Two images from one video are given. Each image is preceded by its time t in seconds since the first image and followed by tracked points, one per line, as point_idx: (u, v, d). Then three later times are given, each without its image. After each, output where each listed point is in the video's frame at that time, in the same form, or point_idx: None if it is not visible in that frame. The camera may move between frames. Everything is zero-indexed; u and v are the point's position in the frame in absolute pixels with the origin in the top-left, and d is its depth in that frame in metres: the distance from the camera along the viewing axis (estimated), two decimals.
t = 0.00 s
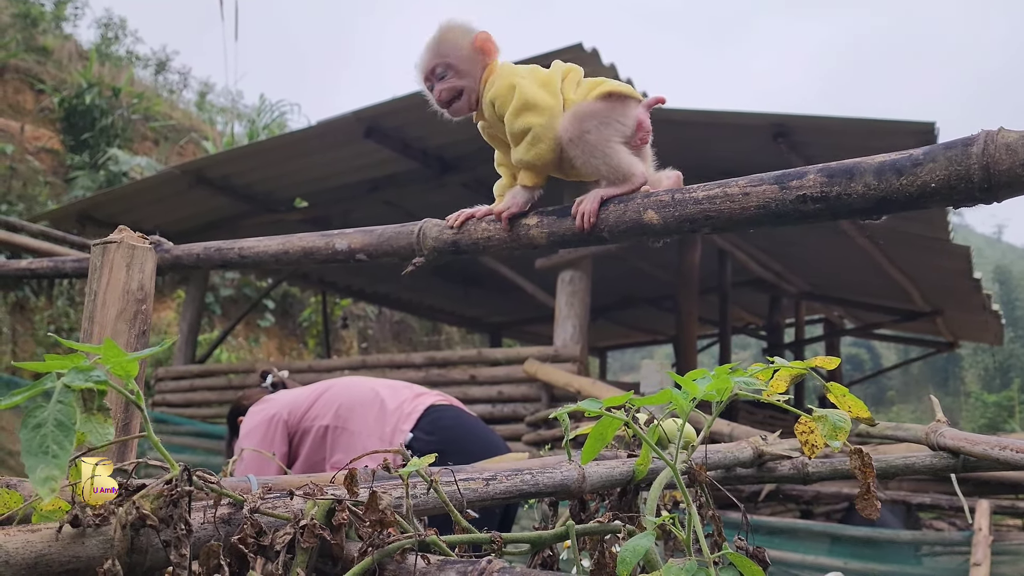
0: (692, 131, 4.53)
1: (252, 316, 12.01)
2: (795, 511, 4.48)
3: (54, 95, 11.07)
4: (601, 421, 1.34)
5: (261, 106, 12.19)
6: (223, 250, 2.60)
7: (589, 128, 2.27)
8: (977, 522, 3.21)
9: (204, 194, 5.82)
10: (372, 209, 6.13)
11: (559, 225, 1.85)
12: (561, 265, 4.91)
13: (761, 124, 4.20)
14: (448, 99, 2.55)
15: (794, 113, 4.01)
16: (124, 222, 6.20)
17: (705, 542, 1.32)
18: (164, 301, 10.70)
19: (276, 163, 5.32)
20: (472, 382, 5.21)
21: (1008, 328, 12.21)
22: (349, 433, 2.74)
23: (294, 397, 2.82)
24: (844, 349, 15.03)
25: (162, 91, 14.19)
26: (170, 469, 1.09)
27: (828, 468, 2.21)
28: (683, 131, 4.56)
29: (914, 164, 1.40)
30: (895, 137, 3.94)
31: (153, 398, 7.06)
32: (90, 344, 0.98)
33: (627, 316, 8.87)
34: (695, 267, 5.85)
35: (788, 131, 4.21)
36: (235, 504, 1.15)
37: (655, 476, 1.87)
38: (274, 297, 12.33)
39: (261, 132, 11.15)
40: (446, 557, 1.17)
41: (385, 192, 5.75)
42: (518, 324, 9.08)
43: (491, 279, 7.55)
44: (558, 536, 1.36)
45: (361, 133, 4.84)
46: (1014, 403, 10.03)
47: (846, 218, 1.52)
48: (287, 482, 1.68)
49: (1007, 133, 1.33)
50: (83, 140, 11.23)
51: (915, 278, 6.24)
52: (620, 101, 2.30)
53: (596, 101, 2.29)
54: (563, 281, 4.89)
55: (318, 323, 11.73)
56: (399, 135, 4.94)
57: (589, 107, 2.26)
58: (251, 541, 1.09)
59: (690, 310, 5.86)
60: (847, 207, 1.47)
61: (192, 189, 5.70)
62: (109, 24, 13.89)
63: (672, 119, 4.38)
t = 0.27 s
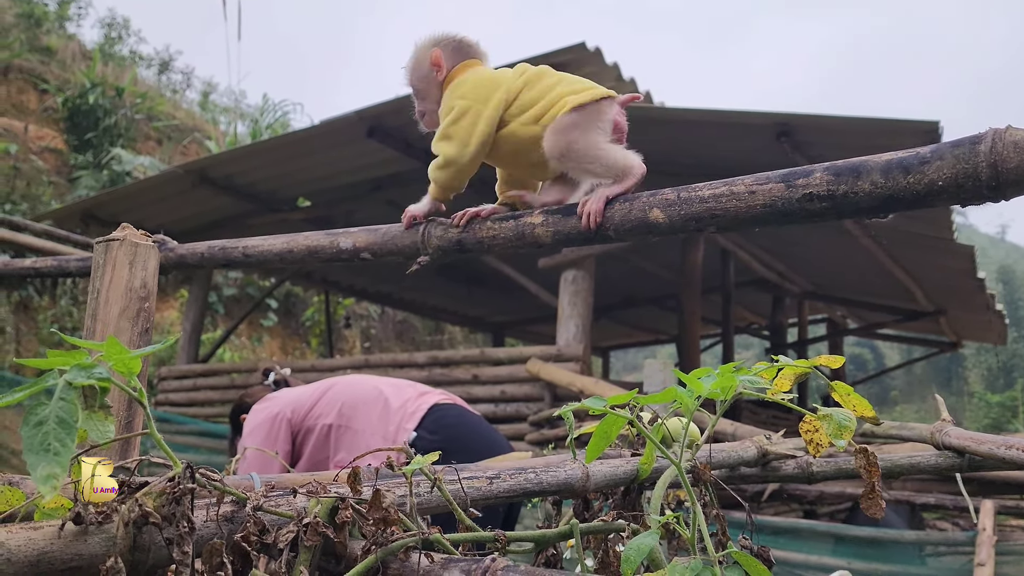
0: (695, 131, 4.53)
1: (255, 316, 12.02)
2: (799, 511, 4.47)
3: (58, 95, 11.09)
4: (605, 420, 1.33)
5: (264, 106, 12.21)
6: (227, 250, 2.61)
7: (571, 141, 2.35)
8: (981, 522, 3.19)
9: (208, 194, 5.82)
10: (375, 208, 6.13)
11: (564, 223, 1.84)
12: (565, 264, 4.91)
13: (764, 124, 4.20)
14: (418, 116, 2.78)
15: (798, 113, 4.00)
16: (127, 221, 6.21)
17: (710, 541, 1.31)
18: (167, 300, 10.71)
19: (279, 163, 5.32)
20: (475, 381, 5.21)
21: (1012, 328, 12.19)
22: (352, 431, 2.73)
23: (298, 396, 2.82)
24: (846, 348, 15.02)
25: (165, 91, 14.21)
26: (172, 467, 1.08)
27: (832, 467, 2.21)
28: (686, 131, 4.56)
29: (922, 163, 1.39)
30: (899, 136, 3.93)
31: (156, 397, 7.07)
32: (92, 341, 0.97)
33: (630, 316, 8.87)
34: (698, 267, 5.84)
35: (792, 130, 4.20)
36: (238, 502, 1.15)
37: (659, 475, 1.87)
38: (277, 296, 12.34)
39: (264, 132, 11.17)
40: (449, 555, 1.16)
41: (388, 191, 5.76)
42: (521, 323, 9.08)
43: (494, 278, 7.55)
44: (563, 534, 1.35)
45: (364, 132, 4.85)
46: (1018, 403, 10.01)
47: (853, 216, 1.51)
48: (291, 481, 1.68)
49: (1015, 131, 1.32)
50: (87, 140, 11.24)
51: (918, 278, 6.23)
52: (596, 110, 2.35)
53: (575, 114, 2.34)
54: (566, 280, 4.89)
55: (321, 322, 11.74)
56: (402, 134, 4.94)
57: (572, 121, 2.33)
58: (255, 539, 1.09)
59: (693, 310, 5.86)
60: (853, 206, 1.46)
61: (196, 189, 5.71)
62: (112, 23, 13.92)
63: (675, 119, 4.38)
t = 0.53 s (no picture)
0: (698, 131, 4.53)
1: (260, 316, 12.04)
2: (803, 512, 4.47)
3: (64, 96, 11.11)
4: (612, 421, 1.34)
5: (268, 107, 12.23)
6: (232, 250, 2.61)
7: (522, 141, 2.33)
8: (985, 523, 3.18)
9: (213, 195, 5.84)
10: (379, 208, 6.15)
11: (569, 225, 1.84)
12: (569, 265, 4.92)
13: (767, 124, 4.19)
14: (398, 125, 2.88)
15: (801, 113, 4.00)
16: (132, 222, 6.23)
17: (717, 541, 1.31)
18: (172, 301, 10.74)
19: (284, 164, 5.33)
20: (479, 382, 5.22)
21: (1016, 329, 12.15)
22: (358, 431, 2.74)
23: (304, 396, 2.83)
24: (850, 349, 15.01)
25: (170, 92, 14.25)
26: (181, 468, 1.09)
27: (836, 468, 2.21)
28: (690, 132, 4.56)
29: (927, 164, 1.40)
30: (903, 137, 3.93)
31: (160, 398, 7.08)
32: (100, 342, 0.98)
33: (634, 317, 8.86)
34: (702, 268, 5.84)
35: (795, 131, 4.20)
36: (246, 502, 1.15)
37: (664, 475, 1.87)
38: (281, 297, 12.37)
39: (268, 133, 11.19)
40: (457, 555, 1.16)
41: (392, 192, 5.77)
42: (525, 324, 9.09)
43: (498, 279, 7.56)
44: (569, 534, 1.36)
45: (369, 134, 4.86)
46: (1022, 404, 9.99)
47: (858, 218, 1.52)
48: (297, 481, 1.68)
49: (1021, 132, 1.32)
50: (92, 141, 11.24)
51: (922, 279, 6.22)
52: (544, 105, 2.33)
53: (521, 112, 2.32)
54: (570, 281, 4.89)
55: (326, 323, 11.76)
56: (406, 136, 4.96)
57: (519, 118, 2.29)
58: (263, 539, 1.10)
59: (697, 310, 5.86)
60: (859, 207, 1.46)
61: (201, 190, 5.72)
62: (117, 25, 13.97)
63: (678, 119, 4.38)
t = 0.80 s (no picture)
0: (702, 132, 4.53)
1: (265, 317, 12.06)
2: (808, 512, 4.46)
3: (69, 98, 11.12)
4: (619, 421, 1.34)
5: (273, 109, 12.26)
6: (239, 251, 2.62)
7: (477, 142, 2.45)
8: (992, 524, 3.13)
9: (218, 196, 5.85)
10: (384, 209, 6.16)
11: (575, 227, 1.83)
12: (574, 266, 4.92)
13: (772, 125, 4.20)
14: (384, 127, 2.93)
15: (806, 114, 4.00)
16: (138, 223, 6.24)
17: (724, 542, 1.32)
18: (178, 302, 10.76)
19: (289, 165, 5.34)
20: (484, 382, 5.23)
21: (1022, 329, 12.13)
22: (364, 432, 2.74)
23: (310, 396, 2.83)
24: (855, 349, 15.00)
25: (175, 94, 14.28)
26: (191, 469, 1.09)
27: (843, 469, 2.21)
28: (695, 133, 4.56)
29: (936, 167, 1.40)
30: (909, 138, 3.93)
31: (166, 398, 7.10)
32: (112, 342, 0.98)
33: (638, 317, 8.86)
34: (706, 268, 5.84)
35: (800, 131, 4.20)
36: (256, 503, 1.15)
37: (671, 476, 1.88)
38: (286, 298, 12.39)
39: (273, 134, 11.21)
40: (466, 555, 1.17)
41: (397, 193, 5.79)
42: (529, 324, 9.09)
43: (502, 280, 7.57)
44: (577, 535, 1.36)
45: (374, 135, 4.88)
46: None
47: (865, 220, 1.52)
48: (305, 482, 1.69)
49: None
50: (98, 143, 11.23)
51: (928, 279, 6.21)
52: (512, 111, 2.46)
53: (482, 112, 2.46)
54: (574, 281, 4.89)
55: (331, 324, 11.77)
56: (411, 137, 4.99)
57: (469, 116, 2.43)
58: (272, 539, 1.10)
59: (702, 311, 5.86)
60: (866, 210, 1.46)
61: (207, 191, 5.74)
62: (122, 27, 14.01)
63: (683, 120, 4.38)
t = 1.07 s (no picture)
0: (708, 131, 4.53)
1: (270, 317, 12.08)
2: (814, 512, 4.45)
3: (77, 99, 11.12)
4: (627, 421, 1.34)
5: (279, 109, 12.28)
6: (247, 252, 2.62)
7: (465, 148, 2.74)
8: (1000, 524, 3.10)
9: (224, 196, 5.87)
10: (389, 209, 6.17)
11: (583, 225, 1.83)
12: (579, 266, 4.91)
13: (778, 124, 4.19)
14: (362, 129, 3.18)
15: (812, 113, 3.99)
16: (145, 224, 6.27)
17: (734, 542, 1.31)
18: (184, 302, 10.78)
19: (295, 165, 5.35)
20: (490, 382, 5.23)
21: None
22: (370, 431, 2.74)
23: (316, 395, 2.83)
24: (861, 349, 14.96)
25: (181, 94, 14.32)
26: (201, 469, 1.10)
27: (850, 469, 2.21)
28: (701, 132, 4.56)
29: (944, 163, 1.39)
30: (916, 137, 3.92)
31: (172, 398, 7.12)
32: (122, 344, 0.98)
33: (644, 317, 8.86)
34: (712, 268, 5.84)
35: (806, 130, 4.19)
36: (265, 502, 1.16)
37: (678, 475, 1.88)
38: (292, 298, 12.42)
39: (279, 134, 11.23)
40: (474, 556, 1.17)
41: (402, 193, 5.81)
42: (535, 324, 9.09)
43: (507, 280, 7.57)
44: (584, 535, 1.36)
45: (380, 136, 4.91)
46: None
47: (873, 217, 1.51)
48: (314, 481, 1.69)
49: None
50: (107, 144, 11.15)
51: (935, 278, 6.19)
52: (489, 114, 2.76)
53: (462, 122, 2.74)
54: (580, 281, 4.89)
55: (336, 324, 11.78)
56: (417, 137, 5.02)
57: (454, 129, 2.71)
58: (281, 539, 1.11)
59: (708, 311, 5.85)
60: (875, 206, 1.46)
61: (213, 192, 5.75)
62: (129, 28, 14.06)
63: (689, 120, 4.38)
